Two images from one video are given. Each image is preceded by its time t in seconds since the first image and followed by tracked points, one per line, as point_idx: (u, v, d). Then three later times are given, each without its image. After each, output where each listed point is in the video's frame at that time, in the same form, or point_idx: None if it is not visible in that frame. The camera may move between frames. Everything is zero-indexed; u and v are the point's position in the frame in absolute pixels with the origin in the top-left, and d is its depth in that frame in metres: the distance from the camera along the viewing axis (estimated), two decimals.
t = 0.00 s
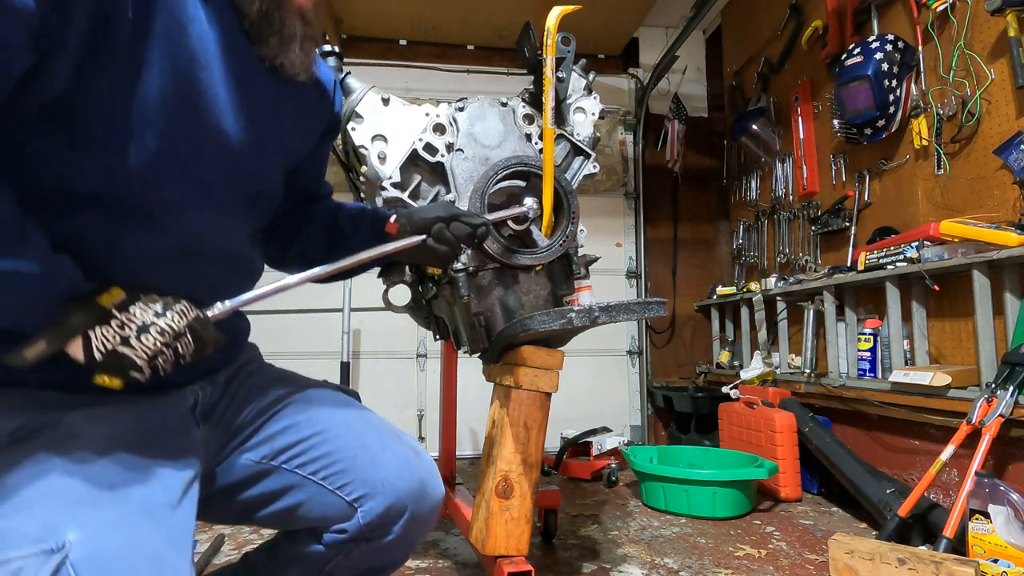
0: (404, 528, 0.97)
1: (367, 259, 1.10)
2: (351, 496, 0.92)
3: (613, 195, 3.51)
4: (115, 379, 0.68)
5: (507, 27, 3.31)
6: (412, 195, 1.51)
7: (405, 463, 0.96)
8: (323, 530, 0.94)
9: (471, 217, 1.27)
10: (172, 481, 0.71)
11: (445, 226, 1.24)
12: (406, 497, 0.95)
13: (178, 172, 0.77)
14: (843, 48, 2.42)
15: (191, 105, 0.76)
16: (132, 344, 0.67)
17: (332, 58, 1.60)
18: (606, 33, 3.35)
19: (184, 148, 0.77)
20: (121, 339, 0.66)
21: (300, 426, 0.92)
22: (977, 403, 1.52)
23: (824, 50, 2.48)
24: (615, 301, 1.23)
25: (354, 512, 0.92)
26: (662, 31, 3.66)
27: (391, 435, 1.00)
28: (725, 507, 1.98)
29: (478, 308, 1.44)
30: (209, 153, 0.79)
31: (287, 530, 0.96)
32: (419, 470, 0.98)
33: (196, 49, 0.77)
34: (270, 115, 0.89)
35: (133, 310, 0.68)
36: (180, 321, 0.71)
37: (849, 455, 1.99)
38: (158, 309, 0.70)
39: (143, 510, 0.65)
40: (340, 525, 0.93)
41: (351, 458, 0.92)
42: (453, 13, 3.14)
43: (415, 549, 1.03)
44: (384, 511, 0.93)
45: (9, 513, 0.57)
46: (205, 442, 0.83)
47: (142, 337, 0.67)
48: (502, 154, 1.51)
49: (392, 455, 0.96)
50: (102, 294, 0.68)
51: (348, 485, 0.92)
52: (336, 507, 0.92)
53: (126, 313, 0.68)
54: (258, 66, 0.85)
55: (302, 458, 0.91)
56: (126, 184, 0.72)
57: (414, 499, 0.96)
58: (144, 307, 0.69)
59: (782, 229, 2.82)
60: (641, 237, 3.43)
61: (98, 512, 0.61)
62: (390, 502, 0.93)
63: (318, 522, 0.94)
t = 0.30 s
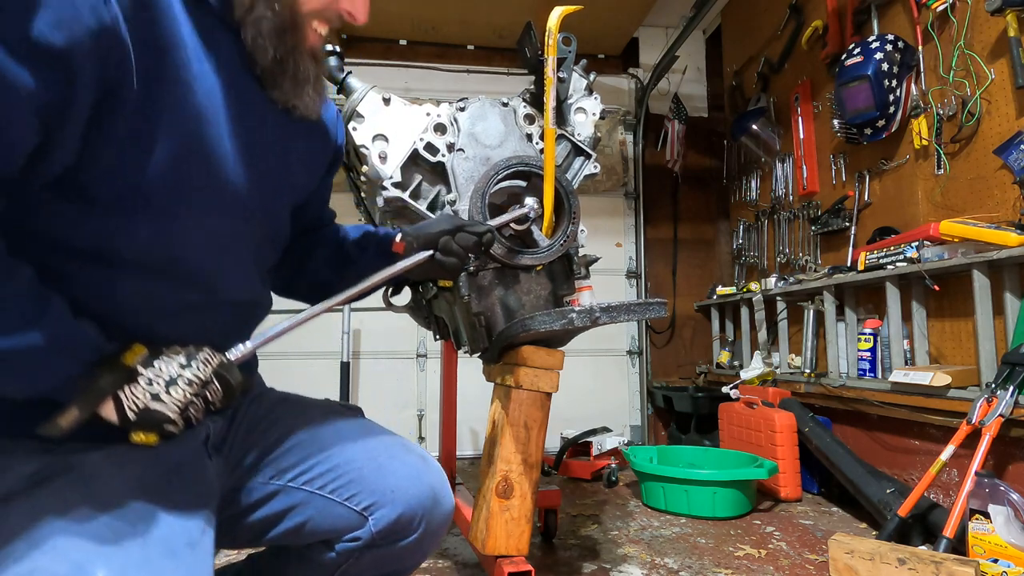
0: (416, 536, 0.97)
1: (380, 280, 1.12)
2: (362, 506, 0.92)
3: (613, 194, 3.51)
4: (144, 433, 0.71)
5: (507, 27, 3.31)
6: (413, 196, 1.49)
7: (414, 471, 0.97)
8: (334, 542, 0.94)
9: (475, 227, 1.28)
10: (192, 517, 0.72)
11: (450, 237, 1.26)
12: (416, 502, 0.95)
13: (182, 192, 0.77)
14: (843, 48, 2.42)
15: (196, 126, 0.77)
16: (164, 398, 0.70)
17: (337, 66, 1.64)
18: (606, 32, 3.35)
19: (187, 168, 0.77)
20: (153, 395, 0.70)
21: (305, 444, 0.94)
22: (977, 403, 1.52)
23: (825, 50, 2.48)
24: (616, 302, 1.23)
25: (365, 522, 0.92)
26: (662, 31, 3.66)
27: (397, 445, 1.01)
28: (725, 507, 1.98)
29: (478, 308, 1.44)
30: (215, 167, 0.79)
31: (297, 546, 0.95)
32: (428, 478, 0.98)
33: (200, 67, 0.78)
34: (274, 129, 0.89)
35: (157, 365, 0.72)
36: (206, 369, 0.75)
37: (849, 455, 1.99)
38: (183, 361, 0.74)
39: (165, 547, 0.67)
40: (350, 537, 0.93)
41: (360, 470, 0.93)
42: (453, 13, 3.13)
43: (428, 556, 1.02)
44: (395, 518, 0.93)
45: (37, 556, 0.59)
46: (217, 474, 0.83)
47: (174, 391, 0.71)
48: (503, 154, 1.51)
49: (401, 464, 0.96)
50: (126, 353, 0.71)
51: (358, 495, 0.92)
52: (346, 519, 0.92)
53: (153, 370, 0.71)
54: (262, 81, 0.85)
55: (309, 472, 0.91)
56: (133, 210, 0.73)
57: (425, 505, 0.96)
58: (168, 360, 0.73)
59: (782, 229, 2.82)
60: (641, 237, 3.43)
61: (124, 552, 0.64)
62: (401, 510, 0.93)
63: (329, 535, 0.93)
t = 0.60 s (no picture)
0: (424, 540, 0.97)
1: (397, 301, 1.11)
2: (367, 511, 0.92)
3: (613, 195, 3.51)
4: (187, 488, 0.72)
5: (507, 27, 3.31)
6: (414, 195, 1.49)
7: (417, 472, 0.98)
8: (341, 549, 0.94)
9: (480, 236, 1.28)
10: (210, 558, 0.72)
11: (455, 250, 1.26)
12: (422, 502, 0.96)
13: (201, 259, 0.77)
14: (844, 48, 2.42)
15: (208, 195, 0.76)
16: (203, 453, 0.72)
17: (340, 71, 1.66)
18: (606, 33, 3.35)
19: (204, 238, 0.76)
20: (193, 452, 0.71)
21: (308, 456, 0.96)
22: (977, 403, 1.52)
23: (825, 50, 2.48)
24: (617, 303, 1.23)
25: (372, 527, 0.93)
26: (662, 31, 3.66)
27: (399, 451, 1.02)
28: (725, 507, 1.98)
29: (478, 308, 1.44)
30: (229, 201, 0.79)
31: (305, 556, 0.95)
32: (433, 481, 1.00)
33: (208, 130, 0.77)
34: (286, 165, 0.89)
35: (191, 423, 0.73)
36: (241, 418, 0.76)
37: (849, 455, 1.99)
38: (218, 413, 0.75)
39: None
40: (358, 542, 0.93)
41: (363, 475, 0.95)
42: (454, 13, 3.14)
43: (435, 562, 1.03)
44: (401, 519, 0.94)
45: None
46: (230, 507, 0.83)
47: (214, 445, 0.73)
48: (503, 154, 1.51)
49: (405, 469, 0.98)
50: (162, 416, 0.72)
51: (362, 500, 0.93)
52: (352, 524, 0.92)
53: (188, 428, 0.72)
54: (284, 131, 0.85)
55: (313, 481, 0.92)
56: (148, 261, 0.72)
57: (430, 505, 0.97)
58: (202, 415, 0.74)
59: (782, 229, 2.82)
60: (641, 237, 3.43)
61: None
62: (406, 511, 0.94)
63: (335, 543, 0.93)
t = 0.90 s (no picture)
0: (422, 528, 0.99)
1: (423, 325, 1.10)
2: (366, 505, 0.94)
3: (613, 194, 3.51)
4: (262, 555, 0.67)
5: (507, 27, 3.31)
6: (415, 195, 1.50)
7: (413, 468, 1.02)
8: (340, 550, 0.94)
9: (492, 249, 1.28)
10: None
11: (466, 264, 1.26)
12: (419, 495, 0.99)
13: (225, 312, 0.78)
14: (843, 48, 2.42)
15: (230, 254, 0.78)
16: (275, 513, 0.68)
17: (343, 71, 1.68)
18: (606, 32, 3.35)
19: (227, 297, 0.78)
20: (263, 516, 0.67)
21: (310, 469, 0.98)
22: (977, 403, 1.52)
23: (825, 50, 2.48)
24: (618, 305, 1.23)
25: (373, 518, 0.94)
26: (662, 31, 3.66)
27: (396, 453, 1.06)
28: (725, 508, 1.98)
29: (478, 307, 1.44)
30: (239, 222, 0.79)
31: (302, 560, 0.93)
32: (431, 478, 1.04)
33: (228, 192, 0.79)
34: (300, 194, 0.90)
35: (254, 488, 0.69)
36: (301, 475, 0.73)
37: (849, 455, 1.99)
38: (277, 473, 0.71)
39: None
40: (360, 534, 0.93)
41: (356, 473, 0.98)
42: (454, 13, 3.14)
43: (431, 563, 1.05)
44: (400, 511, 0.96)
45: None
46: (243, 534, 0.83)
47: (281, 505, 0.69)
48: (504, 153, 1.51)
49: (396, 464, 1.02)
50: (222, 484, 0.68)
51: (361, 494, 0.95)
52: (351, 519, 0.93)
53: (253, 493, 0.68)
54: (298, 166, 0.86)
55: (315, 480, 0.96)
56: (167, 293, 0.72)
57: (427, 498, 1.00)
58: (263, 478, 0.70)
59: (782, 229, 2.82)
60: (641, 237, 3.43)
61: None
62: (405, 504, 0.96)
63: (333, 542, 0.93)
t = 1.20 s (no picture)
0: (415, 510, 1.01)
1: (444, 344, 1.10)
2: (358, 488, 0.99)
3: (613, 195, 3.51)
4: None
5: (507, 27, 3.31)
6: (415, 193, 1.50)
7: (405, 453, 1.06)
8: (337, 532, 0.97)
9: (499, 256, 1.28)
10: None
11: (475, 277, 1.26)
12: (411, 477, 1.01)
13: (224, 331, 0.79)
14: (843, 48, 2.42)
15: (231, 283, 0.79)
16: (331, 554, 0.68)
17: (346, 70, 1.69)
18: (606, 33, 3.35)
19: (229, 323, 0.79)
20: (321, 557, 0.67)
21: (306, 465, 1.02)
22: (977, 403, 1.52)
23: (825, 50, 2.47)
24: (615, 305, 1.23)
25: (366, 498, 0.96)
26: (662, 31, 3.66)
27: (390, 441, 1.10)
28: (725, 508, 1.98)
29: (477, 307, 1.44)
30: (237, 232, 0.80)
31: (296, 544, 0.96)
32: (422, 462, 1.06)
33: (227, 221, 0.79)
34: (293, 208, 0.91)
35: (309, 531, 0.69)
36: (353, 510, 0.72)
37: (849, 455, 1.99)
38: (329, 512, 0.71)
39: None
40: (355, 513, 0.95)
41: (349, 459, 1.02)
42: (454, 13, 3.14)
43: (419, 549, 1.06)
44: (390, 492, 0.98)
45: None
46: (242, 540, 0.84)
47: (337, 544, 0.69)
48: (504, 153, 1.51)
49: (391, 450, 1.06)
50: (277, 529, 0.68)
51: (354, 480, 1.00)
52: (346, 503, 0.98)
53: (307, 538, 0.68)
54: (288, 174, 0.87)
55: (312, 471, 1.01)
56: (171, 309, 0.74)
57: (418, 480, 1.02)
58: (316, 519, 0.70)
59: (783, 229, 2.82)
60: (642, 237, 3.43)
61: None
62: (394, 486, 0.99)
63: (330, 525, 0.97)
